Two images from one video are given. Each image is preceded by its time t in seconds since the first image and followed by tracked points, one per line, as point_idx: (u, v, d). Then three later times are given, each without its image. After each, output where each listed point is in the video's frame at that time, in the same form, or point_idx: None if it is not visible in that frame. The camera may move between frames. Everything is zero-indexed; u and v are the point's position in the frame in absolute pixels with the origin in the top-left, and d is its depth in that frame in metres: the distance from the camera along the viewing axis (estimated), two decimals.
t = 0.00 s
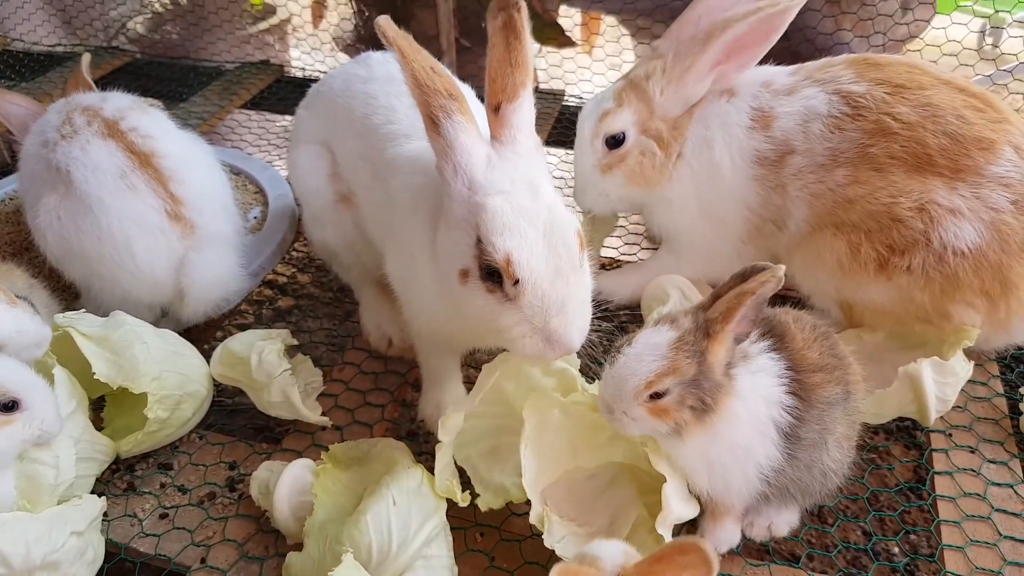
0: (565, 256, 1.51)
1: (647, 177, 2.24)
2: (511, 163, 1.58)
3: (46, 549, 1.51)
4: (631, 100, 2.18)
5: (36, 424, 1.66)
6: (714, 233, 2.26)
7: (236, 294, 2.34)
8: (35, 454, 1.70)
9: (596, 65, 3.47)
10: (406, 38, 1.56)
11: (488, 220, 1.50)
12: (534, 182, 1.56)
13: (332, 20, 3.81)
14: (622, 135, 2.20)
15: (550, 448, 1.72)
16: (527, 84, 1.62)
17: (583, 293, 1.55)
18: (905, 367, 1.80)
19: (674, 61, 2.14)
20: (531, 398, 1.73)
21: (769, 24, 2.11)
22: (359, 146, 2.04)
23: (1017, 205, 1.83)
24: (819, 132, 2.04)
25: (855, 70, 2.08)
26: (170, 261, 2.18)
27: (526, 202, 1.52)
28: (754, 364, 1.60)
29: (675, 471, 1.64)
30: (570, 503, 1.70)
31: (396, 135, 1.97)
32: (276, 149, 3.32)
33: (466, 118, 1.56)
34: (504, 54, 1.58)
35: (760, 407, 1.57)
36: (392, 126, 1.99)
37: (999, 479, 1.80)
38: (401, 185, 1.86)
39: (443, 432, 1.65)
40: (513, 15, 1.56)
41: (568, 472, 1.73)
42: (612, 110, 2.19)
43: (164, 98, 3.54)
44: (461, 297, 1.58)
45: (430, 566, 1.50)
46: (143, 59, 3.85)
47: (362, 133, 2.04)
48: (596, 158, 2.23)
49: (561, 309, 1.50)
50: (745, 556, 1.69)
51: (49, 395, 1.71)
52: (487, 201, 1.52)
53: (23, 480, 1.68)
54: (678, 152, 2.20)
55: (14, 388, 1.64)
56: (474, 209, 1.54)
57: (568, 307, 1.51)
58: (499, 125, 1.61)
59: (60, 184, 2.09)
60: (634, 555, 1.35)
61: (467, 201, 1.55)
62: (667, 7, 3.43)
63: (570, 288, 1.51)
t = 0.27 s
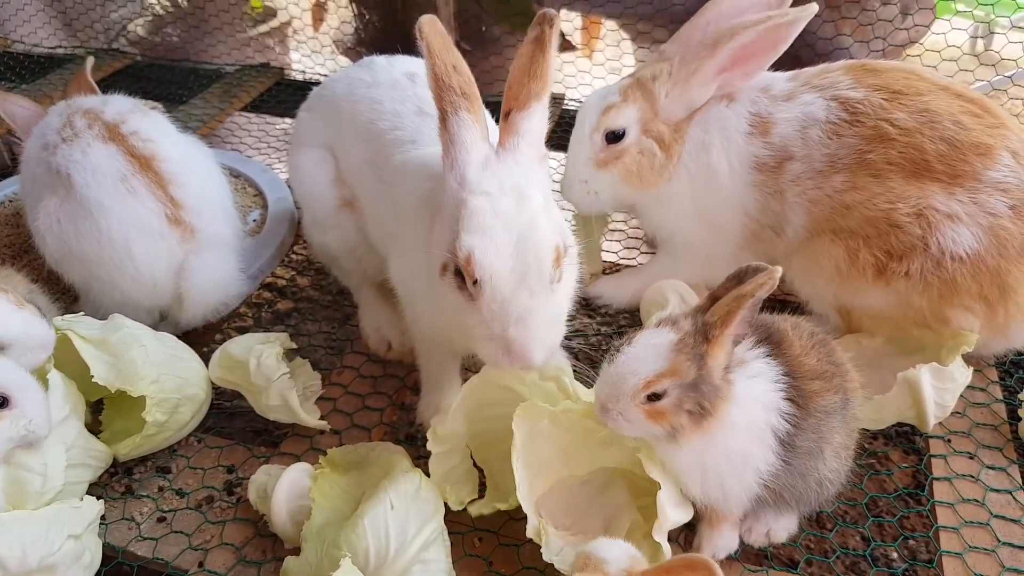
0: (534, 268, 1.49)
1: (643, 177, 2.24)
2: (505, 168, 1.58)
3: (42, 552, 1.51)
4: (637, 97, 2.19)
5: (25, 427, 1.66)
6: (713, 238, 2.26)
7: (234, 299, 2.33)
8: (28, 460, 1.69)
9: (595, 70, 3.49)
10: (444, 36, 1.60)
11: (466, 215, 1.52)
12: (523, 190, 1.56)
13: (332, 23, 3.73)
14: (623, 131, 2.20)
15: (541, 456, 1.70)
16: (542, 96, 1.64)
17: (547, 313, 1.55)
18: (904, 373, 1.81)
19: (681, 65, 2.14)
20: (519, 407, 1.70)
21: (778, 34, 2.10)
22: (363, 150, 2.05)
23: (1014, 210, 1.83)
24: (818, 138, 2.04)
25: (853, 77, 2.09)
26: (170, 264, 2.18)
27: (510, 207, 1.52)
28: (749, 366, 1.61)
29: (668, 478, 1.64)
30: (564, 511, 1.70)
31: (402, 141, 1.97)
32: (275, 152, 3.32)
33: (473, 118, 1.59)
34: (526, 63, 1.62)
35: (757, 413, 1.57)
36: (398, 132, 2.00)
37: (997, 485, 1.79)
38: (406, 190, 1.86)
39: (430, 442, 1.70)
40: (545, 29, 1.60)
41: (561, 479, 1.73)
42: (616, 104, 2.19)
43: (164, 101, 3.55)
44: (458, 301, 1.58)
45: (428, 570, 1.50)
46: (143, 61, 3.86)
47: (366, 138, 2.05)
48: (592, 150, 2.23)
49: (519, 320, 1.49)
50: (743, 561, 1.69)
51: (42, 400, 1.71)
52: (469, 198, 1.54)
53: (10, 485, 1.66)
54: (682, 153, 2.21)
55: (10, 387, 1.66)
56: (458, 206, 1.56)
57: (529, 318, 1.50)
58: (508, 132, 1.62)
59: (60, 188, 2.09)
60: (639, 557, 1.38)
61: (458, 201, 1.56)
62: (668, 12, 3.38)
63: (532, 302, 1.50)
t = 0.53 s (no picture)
0: (519, 280, 1.48)
1: (639, 173, 2.25)
2: (498, 178, 1.57)
3: (40, 555, 1.50)
4: (641, 91, 2.20)
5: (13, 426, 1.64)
6: (711, 242, 2.26)
7: (233, 301, 2.33)
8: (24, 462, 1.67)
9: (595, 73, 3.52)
10: (440, 43, 1.61)
11: (457, 226, 1.52)
12: (513, 200, 1.54)
13: (332, 25, 3.73)
14: (623, 124, 2.21)
15: (539, 459, 1.70)
16: (537, 104, 1.63)
17: (535, 326, 1.53)
18: (903, 378, 1.80)
19: (685, 65, 2.12)
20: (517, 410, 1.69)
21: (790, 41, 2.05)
22: (364, 153, 2.05)
23: (1012, 214, 1.83)
24: (818, 142, 2.04)
25: (852, 81, 2.09)
26: (169, 266, 2.18)
27: (500, 218, 1.51)
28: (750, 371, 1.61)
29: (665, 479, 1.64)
30: (560, 515, 1.69)
31: (405, 146, 1.97)
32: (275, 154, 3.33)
33: (467, 127, 1.59)
34: (519, 71, 1.61)
35: (756, 417, 1.57)
36: (400, 137, 2.00)
37: (996, 490, 1.79)
38: (409, 194, 1.87)
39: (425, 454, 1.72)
40: (542, 33, 1.61)
41: (556, 484, 1.72)
42: (619, 96, 2.20)
43: (164, 102, 3.55)
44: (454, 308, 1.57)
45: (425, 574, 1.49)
46: (144, 63, 3.86)
47: (369, 141, 2.05)
48: (591, 139, 2.25)
49: (506, 330, 1.49)
50: (741, 565, 1.69)
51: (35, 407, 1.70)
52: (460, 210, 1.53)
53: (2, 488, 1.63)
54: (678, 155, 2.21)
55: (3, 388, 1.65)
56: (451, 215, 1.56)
57: (514, 329, 1.50)
58: (502, 141, 1.61)
59: (60, 189, 2.09)
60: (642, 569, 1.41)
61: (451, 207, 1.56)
62: (668, 15, 3.37)
63: (519, 312, 1.49)
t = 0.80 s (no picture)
0: (478, 296, 1.46)
1: (626, 189, 2.28)
2: (482, 194, 1.55)
3: (36, 554, 1.50)
4: (623, 112, 2.23)
5: None
6: (708, 246, 2.26)
7: (232, 302, 2.33)
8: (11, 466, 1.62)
9: (596, 75, 3.52)
10: (459, 48, 1.58)
11: (432, 233, 1.52)
12: (492, 218, 1.52)
13: (332, 26, 3.72)
14: (607, 145, 2.25)
15: (539, 476, 1.69)
16: (536, 129, 1.58)
17: (490, 349, 1.52)
18: (900, 383, 1.80)
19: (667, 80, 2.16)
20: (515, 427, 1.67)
21: (770, 52, 2.08)
22: (365, 154, 2.05)
23: (1010, 220, 1.84)
24: (814, 149, 2.04)
25: (849, 87, 2.09)
26: (167, 266, 2.17)
27: (473, 233, 1.49)
28: (748, 374, 1.62)
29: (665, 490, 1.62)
30: (558, 531, 1.68)
31: (405, 148, 1.97)
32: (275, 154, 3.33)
33: (466, 136, 1.57)
34: (525, 89, 1.56)
35: (756, 421, 1.57)
36: (402, 140, 2.00)
37: (993, 496, 1.79)
38: (410, 196, 1.87)
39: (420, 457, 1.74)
40: (554, 51, 1.52)
41: (556, 501, 1.71)
42: (602, 119, 2.24)
43: (164, 102, 3.55)
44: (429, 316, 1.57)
45: None
46: (144, 62, 3.87)
47: (370, 143, 2.05)
48: (579, 163, 2.29)
49: (458, 341, 1.48)
50: (737, 569, 1.68)
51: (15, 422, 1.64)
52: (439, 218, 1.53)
53: None
54: (663, 170, 2.24)
55: None
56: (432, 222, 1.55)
57: (468, 344, 1.48)
58: (497, 157, 1.57)
59: (59, 188, 2.09)
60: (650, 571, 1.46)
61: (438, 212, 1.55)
62: (668, 18, 3.39)
63: (476, 327, 1.47)
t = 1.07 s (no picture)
0: (475, 312, 1.47)
1: (615, 196, 2.33)
2: (468, 212, 1.56)
3: (39, 555, 1.52)
4: (613, 121, 2.28)
5: None
6: (703, 248, 2.28)
7: (233, 304, 2.35)
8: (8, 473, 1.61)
9: (594, 79, 3.57)
10: (437, 69, 1.58)
11: (423, 253, 1.53)
12: (481, 233, 1.54)
13: (333, 31, 3.73)
14: (598, 153, 2.31)
15: (539, 483, 1.70)
16: (514, 139, 1.59)
17: (492, 361, 1.53)
18: (895, 384, 1.82)
19: (654, 88, 2.18)
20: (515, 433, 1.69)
21: (755, 61, 2.12)
22: (362, 158, 2.07)
23: (1004, 221, 1.85)
24: (808, 152, 2.06)
25: (842, 91, 2.11)
26: (169, 269, 2.19)
27: (465, 250, 1.51)
28: (748, 373, 1.63)
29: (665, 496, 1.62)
30: (558, 542, 1.67)
31: (402, 152, 1.99)
32: (276, 158, 3.35)
33: (447, 153, 1.59)
34: (499, 102, 1.57)
35: (756, 421, 1.58)
36: (399, 143, 2.01)
37: (988, 496, 1.81)
38: (406, 199, 1.89)
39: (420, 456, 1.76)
40: (522, 61, 1.54)
41: (557, 508, 1.72)
42: (593, 128, 2.30)
43: (165, 105, 3.57)
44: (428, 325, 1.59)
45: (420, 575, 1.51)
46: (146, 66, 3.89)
47: (368, 147, 2.06)
48: (574, 168, 2.36)
49: (460, 357, 1.49)
50: (734, 568, 1.70)
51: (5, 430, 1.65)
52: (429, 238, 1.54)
53: None
54: (651, 176, 2.28)
55: None
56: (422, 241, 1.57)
57: (466, 360, 1.50)
58: (477, 172, 1.59)
59: (61, 191, 2.11)
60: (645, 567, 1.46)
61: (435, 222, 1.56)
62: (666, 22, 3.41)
63: (474, 343, 1.49)
